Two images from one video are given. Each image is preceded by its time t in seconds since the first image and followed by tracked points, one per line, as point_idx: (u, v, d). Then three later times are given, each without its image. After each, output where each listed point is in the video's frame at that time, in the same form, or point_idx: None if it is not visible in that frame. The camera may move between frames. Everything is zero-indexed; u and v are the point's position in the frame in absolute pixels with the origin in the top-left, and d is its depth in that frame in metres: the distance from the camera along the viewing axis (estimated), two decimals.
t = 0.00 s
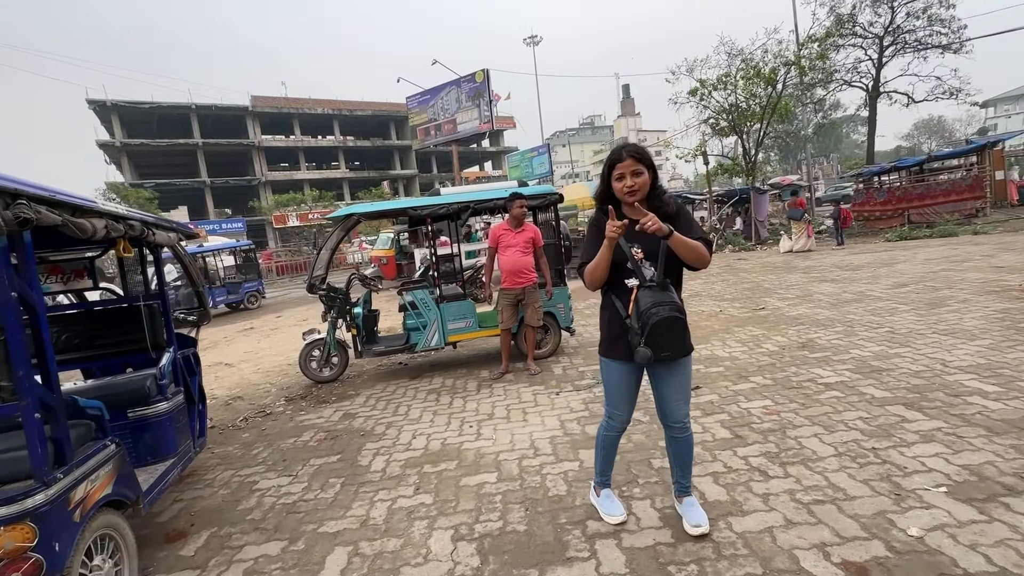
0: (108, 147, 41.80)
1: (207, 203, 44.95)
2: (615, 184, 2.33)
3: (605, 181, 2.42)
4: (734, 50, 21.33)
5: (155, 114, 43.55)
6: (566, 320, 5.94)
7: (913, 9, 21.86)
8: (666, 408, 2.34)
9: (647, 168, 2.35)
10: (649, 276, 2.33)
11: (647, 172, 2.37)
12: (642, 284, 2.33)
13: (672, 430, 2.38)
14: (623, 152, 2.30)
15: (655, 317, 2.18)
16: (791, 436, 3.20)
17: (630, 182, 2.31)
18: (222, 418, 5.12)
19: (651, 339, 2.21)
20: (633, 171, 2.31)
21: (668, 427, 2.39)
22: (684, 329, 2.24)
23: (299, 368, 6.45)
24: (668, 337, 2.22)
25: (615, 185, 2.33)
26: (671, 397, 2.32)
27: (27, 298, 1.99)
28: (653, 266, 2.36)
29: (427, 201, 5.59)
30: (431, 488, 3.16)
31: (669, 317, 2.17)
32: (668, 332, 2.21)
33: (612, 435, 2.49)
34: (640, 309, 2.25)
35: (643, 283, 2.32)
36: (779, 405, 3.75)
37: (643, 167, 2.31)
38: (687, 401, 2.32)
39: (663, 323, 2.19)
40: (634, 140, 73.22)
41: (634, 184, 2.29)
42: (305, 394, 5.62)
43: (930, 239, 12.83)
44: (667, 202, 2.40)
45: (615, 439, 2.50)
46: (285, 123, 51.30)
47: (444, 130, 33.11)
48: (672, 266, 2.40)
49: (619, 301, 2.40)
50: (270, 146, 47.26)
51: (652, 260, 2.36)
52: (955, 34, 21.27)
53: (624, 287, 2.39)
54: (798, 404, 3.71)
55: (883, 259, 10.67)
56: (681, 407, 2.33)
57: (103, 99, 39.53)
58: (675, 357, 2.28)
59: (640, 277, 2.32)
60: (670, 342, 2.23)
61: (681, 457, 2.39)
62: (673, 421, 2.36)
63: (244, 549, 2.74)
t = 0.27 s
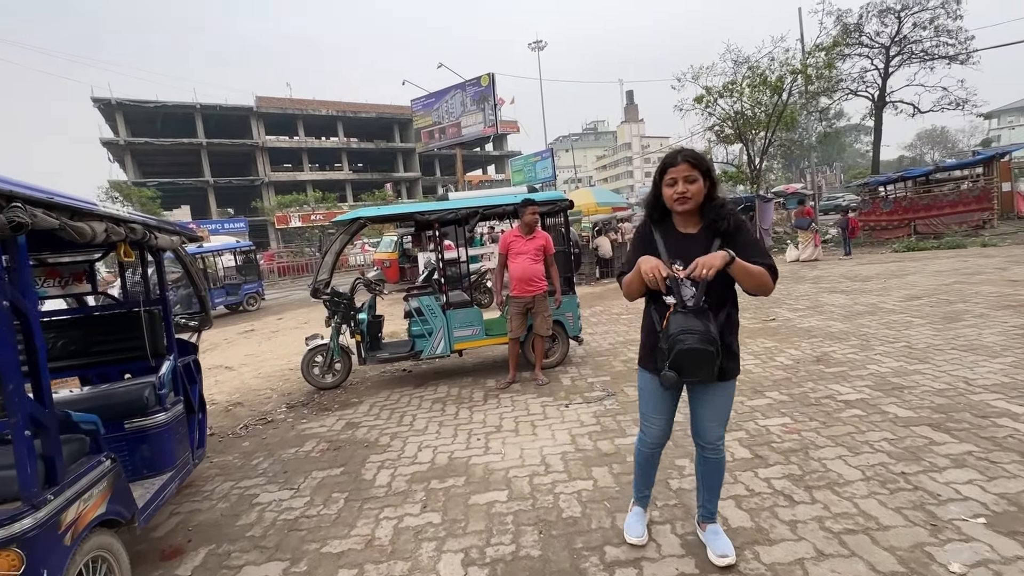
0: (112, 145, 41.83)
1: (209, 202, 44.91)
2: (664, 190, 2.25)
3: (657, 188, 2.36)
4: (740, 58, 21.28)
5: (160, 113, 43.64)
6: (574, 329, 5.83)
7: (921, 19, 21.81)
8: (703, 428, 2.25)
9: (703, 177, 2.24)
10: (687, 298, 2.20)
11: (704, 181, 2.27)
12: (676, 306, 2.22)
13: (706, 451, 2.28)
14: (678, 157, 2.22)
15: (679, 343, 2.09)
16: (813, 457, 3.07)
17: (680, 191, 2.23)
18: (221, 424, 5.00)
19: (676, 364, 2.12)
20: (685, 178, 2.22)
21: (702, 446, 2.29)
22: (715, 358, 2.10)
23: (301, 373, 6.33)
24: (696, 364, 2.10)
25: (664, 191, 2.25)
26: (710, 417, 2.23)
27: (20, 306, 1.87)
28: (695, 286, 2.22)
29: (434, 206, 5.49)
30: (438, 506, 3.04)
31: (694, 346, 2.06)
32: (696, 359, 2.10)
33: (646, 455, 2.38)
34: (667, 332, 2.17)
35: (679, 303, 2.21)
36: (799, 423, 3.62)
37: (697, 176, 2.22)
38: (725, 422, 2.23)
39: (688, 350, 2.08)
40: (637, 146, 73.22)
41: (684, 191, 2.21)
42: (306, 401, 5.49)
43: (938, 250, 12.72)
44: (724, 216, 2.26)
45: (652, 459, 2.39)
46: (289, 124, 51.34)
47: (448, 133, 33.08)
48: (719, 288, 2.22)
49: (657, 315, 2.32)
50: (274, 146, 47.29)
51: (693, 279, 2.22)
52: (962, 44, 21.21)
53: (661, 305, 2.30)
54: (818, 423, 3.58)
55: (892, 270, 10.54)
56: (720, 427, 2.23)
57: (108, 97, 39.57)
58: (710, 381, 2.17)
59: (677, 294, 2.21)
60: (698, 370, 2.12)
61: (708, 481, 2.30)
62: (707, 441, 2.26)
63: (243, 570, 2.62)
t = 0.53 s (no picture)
0: (120, 144, 42.08)
1: (214, 203, 45.05)
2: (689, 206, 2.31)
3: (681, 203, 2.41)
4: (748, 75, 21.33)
5: (169, 114, 43.95)
6: (575, 344, 5.75)
7: (928, 42, 21.90)
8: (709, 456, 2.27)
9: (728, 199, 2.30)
10: (693, 317, 2.27)
11: (727, 201, 2.30)
12: (681, 324, 2.31)
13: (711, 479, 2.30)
14: (704, 173, 2.28)
15: (675, 357, 2.18)
16: (818, 488, 2.98)
17: (703, 210, 2.27)
18: (212, 432, 4.91)
19: (670, 378, 2.20)
20: (710, 196, 2.26)
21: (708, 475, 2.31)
22: (709, 377, 2.14)
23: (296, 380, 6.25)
24: (690, 381, 2.17)
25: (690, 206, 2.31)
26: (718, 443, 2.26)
27: None
28: (703, 305, 2.27)
29: (436, 217, 5.45)
30: (428, 526, 2.94)
31: (685, 362, 2.14)
32: (689, 375, 2.16)
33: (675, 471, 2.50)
34: (668, 347, 2.26)
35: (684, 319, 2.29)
36: (803, 450, 3.52)
37: (720, 194, 2.26)
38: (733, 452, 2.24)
39: (681, 366, 2.16)
40: (642, 160, 73.40)
41: (710, 208, 2.25)
42: (301, 410, 5.41)
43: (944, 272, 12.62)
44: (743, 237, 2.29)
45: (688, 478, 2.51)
46: (297, 128, 51.67)
47: (455, 142, 33.19)
48: (729, 310, 2.25)
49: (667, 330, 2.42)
50: (281, 150, 47.56)
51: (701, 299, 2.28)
52: (969, 67, 21.24)
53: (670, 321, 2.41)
54: (822, 451, 3.48)
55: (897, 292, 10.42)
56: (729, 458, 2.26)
57: (118, 96, 39.89)
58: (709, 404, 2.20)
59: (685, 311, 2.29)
60: (691, 388, 2.16)
61: (710, 512, 2.30)
62: (712, 470, 2.29)
63: None
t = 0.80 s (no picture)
0: (110, 132, 41.51)
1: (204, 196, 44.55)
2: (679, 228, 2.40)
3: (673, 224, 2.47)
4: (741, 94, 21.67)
5: (162, 104, 43.48)
6: (557, 354, 5.74)
7: (917, 71, 22.43)
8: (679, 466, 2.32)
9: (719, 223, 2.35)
10: (671, 329, 2.36)
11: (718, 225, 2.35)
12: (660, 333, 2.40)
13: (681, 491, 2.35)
14: (695, 199, 2.30)
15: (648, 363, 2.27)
16: (787, 508, 2.99)
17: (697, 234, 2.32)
18: (184, 430, 4.81)
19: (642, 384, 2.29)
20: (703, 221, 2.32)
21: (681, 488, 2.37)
22: (676, 387, 2.20)
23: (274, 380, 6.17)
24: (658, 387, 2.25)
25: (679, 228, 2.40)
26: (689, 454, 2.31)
27: None
28: (685, 319, 2.35)
29: (422, 220, 5.44)
30: (396, 535, 2.90)
31: (655, 368, 2.23)
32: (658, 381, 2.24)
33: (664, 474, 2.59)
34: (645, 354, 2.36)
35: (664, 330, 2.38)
36: (776, 469, 3.53)
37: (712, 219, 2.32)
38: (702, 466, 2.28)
39: (650, 371, 2.26)
40: (636, 172, 74.02)
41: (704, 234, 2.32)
42: (276, 410, 5.32)
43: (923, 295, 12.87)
44: (731, 258, 2.36)
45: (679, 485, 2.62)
46: (293, 125, 51.41)
47: (450, 146, 33.22)
48: (708, 326, 2.31)
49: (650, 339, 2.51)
50: (275, 145, 47.25)
51: (683, 312, 2.36)
52: (955, 98, 21.78)
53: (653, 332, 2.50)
54: (794, 471, 3.50)
55: (878, 314, 10.59)
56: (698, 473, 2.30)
57: (111, 83, 39.40)
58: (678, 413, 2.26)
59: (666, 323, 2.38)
60: (659, 395, 2.24)
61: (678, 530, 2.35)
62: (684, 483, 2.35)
63: None
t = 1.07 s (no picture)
0: (77, 106, 39.84)
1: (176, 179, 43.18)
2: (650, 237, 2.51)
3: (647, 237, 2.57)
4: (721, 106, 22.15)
5: (135, 81, 41.96)
6: (524, 354, 5.77)
7: (887, 94, 23.31)
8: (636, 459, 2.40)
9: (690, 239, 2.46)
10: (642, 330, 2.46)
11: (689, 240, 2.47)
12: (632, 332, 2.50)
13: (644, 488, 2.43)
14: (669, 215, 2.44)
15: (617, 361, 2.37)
16: (732, 510, 3.08)
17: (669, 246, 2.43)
18: (136, 418, 4.68)
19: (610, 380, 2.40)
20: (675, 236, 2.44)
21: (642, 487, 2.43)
22: (641, 385, 2.31)
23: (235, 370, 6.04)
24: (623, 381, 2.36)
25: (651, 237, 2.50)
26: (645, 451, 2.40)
27: None
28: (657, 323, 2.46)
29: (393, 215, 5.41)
30: (346, 530, 2.89)
31: (622, 365, 2.33)
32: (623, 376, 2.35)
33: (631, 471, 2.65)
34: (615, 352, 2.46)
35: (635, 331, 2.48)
36: (726, 473, 3.64)
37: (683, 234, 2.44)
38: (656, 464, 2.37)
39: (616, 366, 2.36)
40: (617, 178, 74.81)
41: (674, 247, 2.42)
42: (235, 401, 5.22)
43: (882, 309, 13.39)
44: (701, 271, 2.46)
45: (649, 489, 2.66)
46: (272, 110, 50.26)
47: (433, 141, 32.99)
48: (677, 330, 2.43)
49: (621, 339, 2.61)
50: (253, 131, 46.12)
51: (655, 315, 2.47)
52: (921, 122, 22.72)
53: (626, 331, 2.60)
54: (743, 475, 3.61)
55: (838, 327, 10.98)
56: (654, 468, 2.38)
57: (80, 56, 37.79)
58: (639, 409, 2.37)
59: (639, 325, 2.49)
60: (627, 392, 2.34)
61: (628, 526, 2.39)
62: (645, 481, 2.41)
63: None
